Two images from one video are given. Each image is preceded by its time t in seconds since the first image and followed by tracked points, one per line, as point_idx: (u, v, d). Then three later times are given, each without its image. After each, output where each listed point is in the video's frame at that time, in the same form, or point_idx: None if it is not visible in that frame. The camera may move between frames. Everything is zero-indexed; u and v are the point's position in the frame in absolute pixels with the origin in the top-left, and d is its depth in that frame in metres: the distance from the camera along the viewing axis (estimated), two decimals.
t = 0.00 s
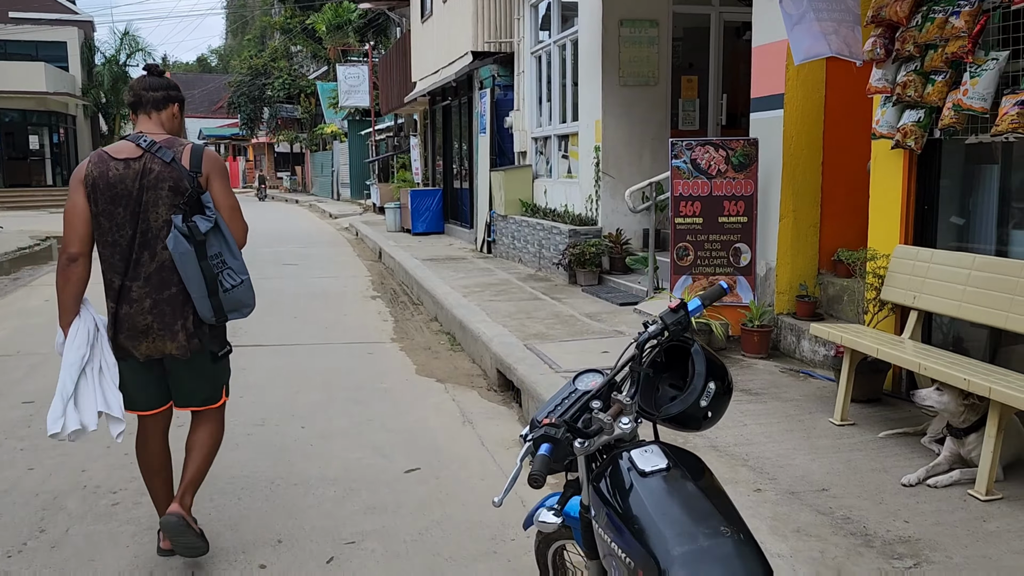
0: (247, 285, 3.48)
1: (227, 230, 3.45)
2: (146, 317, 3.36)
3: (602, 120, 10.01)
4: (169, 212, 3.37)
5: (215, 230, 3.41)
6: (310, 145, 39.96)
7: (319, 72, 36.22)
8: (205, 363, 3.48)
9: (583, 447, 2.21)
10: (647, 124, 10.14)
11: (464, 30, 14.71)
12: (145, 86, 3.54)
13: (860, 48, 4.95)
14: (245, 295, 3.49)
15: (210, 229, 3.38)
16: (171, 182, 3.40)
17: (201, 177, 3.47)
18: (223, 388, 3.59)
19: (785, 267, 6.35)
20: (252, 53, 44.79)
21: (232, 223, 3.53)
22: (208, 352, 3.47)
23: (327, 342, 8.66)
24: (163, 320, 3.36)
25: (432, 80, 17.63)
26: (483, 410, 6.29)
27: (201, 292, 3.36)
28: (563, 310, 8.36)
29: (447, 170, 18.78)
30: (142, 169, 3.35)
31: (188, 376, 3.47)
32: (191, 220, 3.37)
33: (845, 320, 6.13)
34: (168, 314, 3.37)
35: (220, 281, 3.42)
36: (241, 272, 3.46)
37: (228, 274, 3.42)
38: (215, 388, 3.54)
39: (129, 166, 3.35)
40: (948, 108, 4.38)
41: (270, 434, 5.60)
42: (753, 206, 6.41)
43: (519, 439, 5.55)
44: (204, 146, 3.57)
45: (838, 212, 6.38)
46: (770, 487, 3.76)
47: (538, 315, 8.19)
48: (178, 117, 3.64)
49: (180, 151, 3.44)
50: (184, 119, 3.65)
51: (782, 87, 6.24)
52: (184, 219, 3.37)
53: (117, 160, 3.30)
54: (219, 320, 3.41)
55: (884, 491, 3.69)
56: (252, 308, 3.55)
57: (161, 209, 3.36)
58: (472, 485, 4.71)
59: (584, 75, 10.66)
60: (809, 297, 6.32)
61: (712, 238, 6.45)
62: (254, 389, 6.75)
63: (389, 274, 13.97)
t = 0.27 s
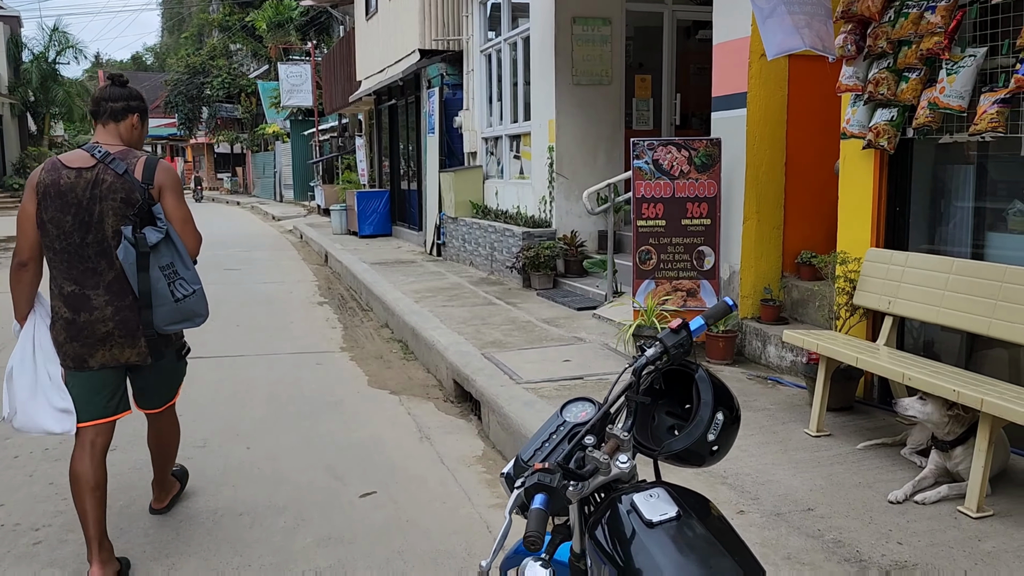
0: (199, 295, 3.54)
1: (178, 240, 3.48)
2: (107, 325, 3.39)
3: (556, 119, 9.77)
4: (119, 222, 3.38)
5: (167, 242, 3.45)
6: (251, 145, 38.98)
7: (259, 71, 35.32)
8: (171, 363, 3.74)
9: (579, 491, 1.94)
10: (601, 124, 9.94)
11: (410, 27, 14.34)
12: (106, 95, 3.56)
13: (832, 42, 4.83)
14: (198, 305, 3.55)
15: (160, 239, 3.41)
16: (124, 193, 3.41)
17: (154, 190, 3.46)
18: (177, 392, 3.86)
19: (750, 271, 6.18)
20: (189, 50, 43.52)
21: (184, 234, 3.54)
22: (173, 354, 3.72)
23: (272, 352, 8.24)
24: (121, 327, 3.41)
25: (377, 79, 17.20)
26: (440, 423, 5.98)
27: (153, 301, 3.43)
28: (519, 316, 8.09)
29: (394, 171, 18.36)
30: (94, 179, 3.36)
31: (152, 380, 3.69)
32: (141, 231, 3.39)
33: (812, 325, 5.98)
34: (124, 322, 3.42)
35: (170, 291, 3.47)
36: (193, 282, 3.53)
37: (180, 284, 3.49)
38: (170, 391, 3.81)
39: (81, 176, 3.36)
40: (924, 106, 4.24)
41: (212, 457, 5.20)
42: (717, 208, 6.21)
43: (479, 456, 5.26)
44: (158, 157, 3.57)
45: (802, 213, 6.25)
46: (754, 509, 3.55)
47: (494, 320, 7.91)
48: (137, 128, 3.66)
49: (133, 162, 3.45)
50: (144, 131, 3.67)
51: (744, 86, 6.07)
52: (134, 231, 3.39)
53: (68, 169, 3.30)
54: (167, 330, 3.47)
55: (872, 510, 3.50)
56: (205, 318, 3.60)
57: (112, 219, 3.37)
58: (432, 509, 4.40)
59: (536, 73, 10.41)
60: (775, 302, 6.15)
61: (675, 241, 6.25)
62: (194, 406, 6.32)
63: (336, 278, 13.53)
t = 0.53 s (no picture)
0: (152, 279, 3.67)
1: (131, 226, 3.62)
2: (46, 309, 3.51)
3: (506, 116, 9.49)
4: (72, 208, 3.54)
5: (119, 228, 3.58)
6: (185, 143, 37.76)
7: (193, 66, 34.22)
8: (113, 351, 3.65)
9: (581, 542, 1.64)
10: (551, 120, 9.69)
11: (352, 21, 13.89)
12: (53, 86, 3.69)
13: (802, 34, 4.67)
14: (150, 289, 3.67)
15: (114, 225, 3.54)
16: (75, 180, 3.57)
17: (105, 177, 3.61)
18: (127, 378, 3.79)
19: (712, 271, 6.01)
20: (118, 45, 41.97)
21: (136, 220, 3.67)
22: (117, 341, 3.66)
23: (210, 361, 7.77)
24: (63, 311, 3.52)
25: (318, 74, 16.67)
26: (393, 436, 5.64)
27: (107, 283, 3.55)
28: (472, 319, 7.78)
29: (336, 170, 17.85)
30: (44, 167, 3.52)
31: (91, 359, 3.60)
32: (96, 216, 3.52)
33: (776, 326, 5.82)
34: (67, 306, 3.53)
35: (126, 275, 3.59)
36: (146, 266, 3.65)
37: (134, 268, 3.61)
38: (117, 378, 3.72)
39: (30, 163, 3.52)
40: (899, 100, 4.09)
41: (144, 481, 4.77)
42: (678, 206, 6.00)
43: (435, 471, 4.93)
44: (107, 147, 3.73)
45: (763, 211, 6.11)
46: (737, 529, 3.31)
47: (446, 324, 7.58)
48: (83, 118, 3.82)
49: (83, 151, 3.60)
50: (90, 122, 3.83)
51: (705, 81, 5.87)
52: (88, 216, 3.51)
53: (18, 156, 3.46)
54: (121, 314, 3.56)
55: (860, 526, 3.29)
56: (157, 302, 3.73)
57: (64, 205, 3.54)
58: (387, 534, 4.07)
59: (484, 68, 10.12)
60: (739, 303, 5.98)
61: (635, 241, 6.03)
62: (125, 423, 5.85)
63: (277, 280, 13.02)
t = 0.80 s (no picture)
0: (95, 277, 3.63)
1: (74, 225, 3.58)
2: None
3: (456, 106, 9.16)
4: (13, 210, 3.50)
5: (61, 227, 3.54)
6: (116, 136, 36.33)
7: (123, 56, 32.88)
8: (42, 355, 3.53)
9: None
10: (502, 111, 9.38)
11: (291, 8, 13.35)
12: None
13: (774, 19, 4.46)
14: (94, 287, 3.64)
15: (57, 224, 3.50)
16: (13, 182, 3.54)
17: (46, 177, 3.57)
18: (53, 386, 3.62)
19: (677, 267, 5.80)
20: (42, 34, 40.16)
21: (78, 218, 3.62)
22: (45, 346, 3.53)
23: (145, 368, 7.28)
24: None
25: (256, 64, 16.04)
26: (346, 447, 5.29)
27: (51, 283, 3.49)
28: (426, 319, 7.45)
29: (276, 164, 17.24)
30: None
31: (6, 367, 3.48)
32: (37, 216, 3.48)
33: (744, 322, 5.65)
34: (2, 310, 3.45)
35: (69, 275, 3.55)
36: (89, 265, 3.61)
37: (77, 267, 3.57)
38: (42, 386, 3.56)
39: None
40: (880, 87, 3.91)
41: (73, 507, 4.34)
42: (642, 199, 5.77)
43: (395, 486, 4.61)
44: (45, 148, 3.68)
45: (728, 204, 5.92)
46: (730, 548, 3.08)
47: (398, 325, 7.23)
48: (11, 121, 3.74)
49: (21, 153, 3.56)
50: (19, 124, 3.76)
51: (668, 68, 5.64)
52: (31, 215, 3.47)
53: None
54: (64, 312, 3.52)
55: (859, 542, 3.09)
56: (100, 301, 3.69)
57: (5, 207, 3.49)
58: (346, 560, 3.73)
59: (431, 57, 9.75)
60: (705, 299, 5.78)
61: (598, 236, 5.78)
62: (51, 440, 5.37)
63: (216, 279, 12.46)
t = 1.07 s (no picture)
0: (27, 259, 3.49)
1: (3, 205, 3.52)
2: None
3: (408, 93, 8.80)
4: None
5: None
6: (46, 126, 34.83)
7: (51, 43, 31.47)
8: None
9: None
10: (457, 98, 9.06)
11: None
12: None
13: None
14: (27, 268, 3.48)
15: None
16: None
17: None
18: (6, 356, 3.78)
19: (648, 259, 5.58)
20: None
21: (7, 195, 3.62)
22: None
23: (81, 374, 6.79)
24: None
25: (194, 51, 15.37)
26: (304, 456, 4.94)
27: None
28: (382, 316, 7.10)
29: (217, 154, 16.59)
30: None
31: None
32: None
33: (717, 315, 5.47)
34: None
35: None
36: (20, 246, 3.49)
37: (7, 248, 3.43)
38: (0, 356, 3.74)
39: None
40: (869, 69, 3.72)
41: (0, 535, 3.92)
42: (611, 188, 5.52)
43: (358, 499, 4.30)
44: None
45: (698, 193, 5.73)
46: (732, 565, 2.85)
47: (354, 322, 6.88)
48: None
49: None
50: None
51: (636, 51, 5.40)
52: None
53: None
54: None
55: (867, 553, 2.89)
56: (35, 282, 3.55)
57: None
58: None
59: (381, 42, 9.36)
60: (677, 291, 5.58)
61: (566, 228, 5.52)
62: None
63: (157, 276, 11.88)
